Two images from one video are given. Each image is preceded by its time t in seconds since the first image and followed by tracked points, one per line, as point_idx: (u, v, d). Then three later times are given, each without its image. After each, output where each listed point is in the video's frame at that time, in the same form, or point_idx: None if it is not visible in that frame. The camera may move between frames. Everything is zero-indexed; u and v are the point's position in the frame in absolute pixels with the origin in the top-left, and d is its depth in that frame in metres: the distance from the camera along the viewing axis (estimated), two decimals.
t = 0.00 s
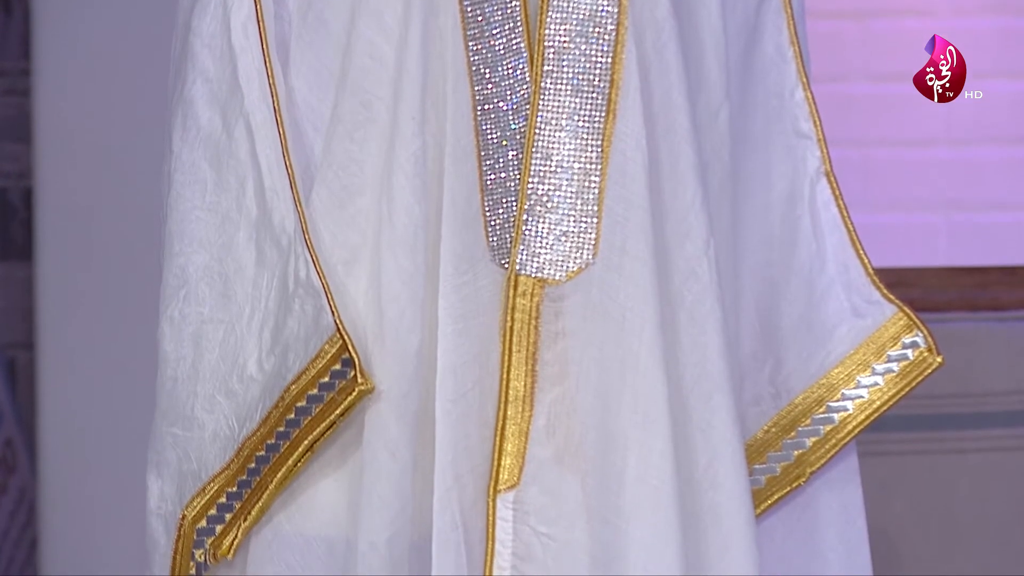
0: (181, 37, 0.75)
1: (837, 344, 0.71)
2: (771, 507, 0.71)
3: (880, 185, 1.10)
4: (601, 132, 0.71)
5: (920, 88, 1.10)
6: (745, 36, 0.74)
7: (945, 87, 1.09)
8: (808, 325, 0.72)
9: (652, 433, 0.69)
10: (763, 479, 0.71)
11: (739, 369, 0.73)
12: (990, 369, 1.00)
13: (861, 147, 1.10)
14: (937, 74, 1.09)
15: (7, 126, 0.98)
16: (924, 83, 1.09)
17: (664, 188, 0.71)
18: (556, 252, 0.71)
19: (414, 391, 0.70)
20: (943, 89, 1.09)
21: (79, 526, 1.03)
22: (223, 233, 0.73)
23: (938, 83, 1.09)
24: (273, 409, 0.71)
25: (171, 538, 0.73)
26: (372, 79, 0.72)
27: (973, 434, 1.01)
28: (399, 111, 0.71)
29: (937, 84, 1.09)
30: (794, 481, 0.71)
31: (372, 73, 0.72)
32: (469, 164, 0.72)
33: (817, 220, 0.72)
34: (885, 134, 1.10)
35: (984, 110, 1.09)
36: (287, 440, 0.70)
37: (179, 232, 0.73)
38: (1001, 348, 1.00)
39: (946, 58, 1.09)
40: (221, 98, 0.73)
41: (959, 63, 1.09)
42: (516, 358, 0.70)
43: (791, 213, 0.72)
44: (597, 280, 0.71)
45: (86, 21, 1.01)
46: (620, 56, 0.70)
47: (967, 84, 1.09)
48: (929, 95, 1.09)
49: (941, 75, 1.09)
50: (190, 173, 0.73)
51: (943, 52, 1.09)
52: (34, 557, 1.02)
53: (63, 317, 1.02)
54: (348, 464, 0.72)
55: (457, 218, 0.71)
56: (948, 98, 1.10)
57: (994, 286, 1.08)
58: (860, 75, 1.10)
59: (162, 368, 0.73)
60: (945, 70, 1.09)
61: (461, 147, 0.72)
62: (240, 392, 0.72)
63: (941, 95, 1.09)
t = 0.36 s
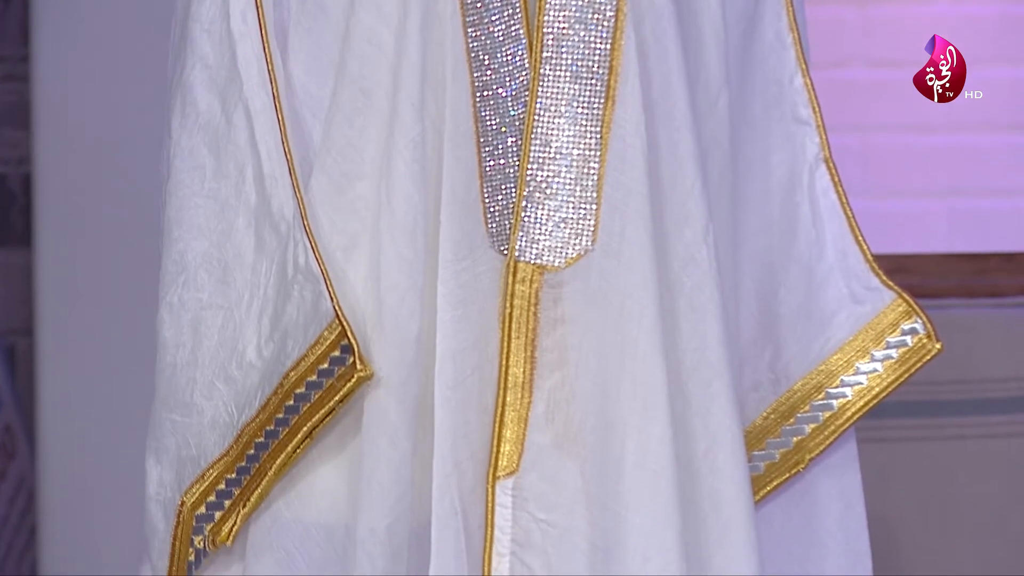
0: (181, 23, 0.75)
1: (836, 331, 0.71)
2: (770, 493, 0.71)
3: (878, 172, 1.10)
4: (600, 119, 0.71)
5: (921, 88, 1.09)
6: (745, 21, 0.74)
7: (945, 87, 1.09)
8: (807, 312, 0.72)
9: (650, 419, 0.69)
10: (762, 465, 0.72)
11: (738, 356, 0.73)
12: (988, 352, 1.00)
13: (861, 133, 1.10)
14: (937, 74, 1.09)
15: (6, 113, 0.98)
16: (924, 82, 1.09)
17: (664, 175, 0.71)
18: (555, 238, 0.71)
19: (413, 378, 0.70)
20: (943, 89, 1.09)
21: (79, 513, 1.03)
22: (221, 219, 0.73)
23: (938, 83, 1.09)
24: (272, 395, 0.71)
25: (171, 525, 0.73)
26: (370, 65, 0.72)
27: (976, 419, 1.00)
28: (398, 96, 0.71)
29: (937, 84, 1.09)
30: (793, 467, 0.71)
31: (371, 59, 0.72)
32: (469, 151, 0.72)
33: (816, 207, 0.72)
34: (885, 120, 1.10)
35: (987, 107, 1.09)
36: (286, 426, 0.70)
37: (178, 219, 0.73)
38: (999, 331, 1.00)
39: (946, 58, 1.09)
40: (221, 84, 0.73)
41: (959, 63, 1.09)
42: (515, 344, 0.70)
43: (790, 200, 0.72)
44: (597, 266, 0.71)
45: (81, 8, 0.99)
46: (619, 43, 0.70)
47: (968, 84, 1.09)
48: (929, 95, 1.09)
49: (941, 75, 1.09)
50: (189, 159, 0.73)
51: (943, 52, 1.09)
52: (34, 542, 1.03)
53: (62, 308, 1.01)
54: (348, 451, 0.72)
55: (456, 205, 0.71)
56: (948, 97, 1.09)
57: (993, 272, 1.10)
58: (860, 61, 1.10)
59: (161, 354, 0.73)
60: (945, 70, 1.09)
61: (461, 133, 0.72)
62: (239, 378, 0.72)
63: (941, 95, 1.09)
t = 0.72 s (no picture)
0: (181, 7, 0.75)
1: (836, 314, 0.71)
2: (769, 477, 0.71)
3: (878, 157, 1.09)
4: (599, 103, 0.71)
5: (920, 88, 1.10)
6: (745, 6, 0.74)
7: (945, 87, 1.09)
8: (807, 296, 0.72)
9: (650, 403, 0.69)
10: (762, 449, 0.72)
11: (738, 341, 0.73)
12: (986, 336, 1.00)
13: (862, 117, 1.10)
14: (937, 74, 1.09)
15: (6, 97, 0.99)
16: (924, 83, 1.09)
17: (663, 159, 0.71)
18: (555, 222, 0.71)
19: (413, 362, 0.70)
20: (943, 88, 1.09)
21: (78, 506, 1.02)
22: (221, 203, 0.73)
23: (938, 83, 1.09)
24: (272, 378, 0.71)
25: (171, 508, 0.73)
26: (370, 49, 0.72)
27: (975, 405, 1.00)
28: (398, 80, 0.71)
29: (937, 84, 1.09)
30: (793, 451, 0.71)
31: (371, 44, 0.72)
32: (469, 135, 0.73)
33: (816, 191, 0.72)
34: (886, 104, 1.10)
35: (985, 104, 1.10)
36: (285, 410, 0.70)
37: (178, 202, 0.73)
38: (998, 315, 1.00)
39: (946, 58, 1.09)
40: (220, 68, 0.73)
41: (959, 63, 1.09)
42: (515, 328, 0.70)
43: (790, 184, 0.72)
44: (597, 250, 0.71)
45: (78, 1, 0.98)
46: (619, 26, 0.70)
47: (967, 85, 1.09)
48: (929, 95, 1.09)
49: (941, 75, 1.09)
50: (189, 143, 0.73)
51: (943, 51, 1.09)
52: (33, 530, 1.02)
53: (64, 307, 1.00)
54: (347, 435, 0.72)
55: (456, 190, 0.72)
56: (948, 98, 1.09)
57: (993, 256, 1.07)
58: (860, 45, 1.10)
59: (161, 338, 0.73)
60: (945, 70, 1.09)
61: (461, 117, 0.73)
62: (238, 362, 0.72)
63: (941, 95, 1.09)
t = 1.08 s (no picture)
0: None
1: (835, 297, 0.71)
2: (769, 459, 0.71)
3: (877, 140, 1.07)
4: (599, 86, 0.71)
5: (920, 88, 1.07)
6: None
7: (945, 87, 1.06)
8: (806, 279, 0.72)
9: (649, 385, 0.68)
10: (761, 432, 0.72)
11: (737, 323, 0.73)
12: (989, 320, 0.99)
13: (861, 100, 1.07)
14: (937, 75, 1.06)
15: (6, 79, 0.94)
16: (924, 82, 1.07)
17: (663, 142, 0.71)
18: (555, 205, 0.71)
19: (412, 345, 0.70)
20: (943, 89, 1.06)
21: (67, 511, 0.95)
22: (221, 186, 0.73)
23: (938, 83, 1.06)
24: (272, 361, 0.71)
25: (171, 491, 0.73)
26: (370, 33, 0.72)
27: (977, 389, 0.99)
28: (398, 62, 0.71)
29: (937, 84, 1.06)
30: (792, 434, 0.71)
31: (370, 27, 0.72)
32: (469, 117, 0.73)
33: (815, 174, 0.72)
34: (885, 87, 1.07)
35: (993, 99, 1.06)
36: (285, 392, 0.70)
37: (177, 185, 0.73)
38: (998, 298, 1.00)
39: (946, 58, 1.06)
40: (220, 51, 0.73)
41: (959, 63, 1.06)
42: (514, 311, 0.70)
43: (789, 167, 0.72)
44: (597, 233, 0.71)
45: None
46: (618, 9, 0.70)
47: (968, 83, 1.06)
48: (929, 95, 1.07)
49: (941, 75, 1.06)
50: (189, 126, 0.73)
51: (943, 51, 1.06)
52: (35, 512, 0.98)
53: (65, 308, 0.94)
54: (347, 418, 0.72)
55: (456, 172, 0.72)
56: (948, 98, 1.07)
57: (993, 238, 1.04)
58: (859, 28, 1.07)
59: (161, 321, 0.73)
60: (945, 70, 1.06)
61: (461, 100, 0.73)
62: (238, 345, 0.72)
63: (941, 95, 1.06)
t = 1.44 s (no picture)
0: None
1: (835, 279, 0.71)
2: (769, 441, 0.71)
3: (876, 121, 1.07)
4: (598, 68, 0.71)
5: (920, 88, 1.07)
6: None
7: (945, 87, 1.06)
8: (806, 260, 0.72)
9: (650, 366, 0.68)
10: (761, 413, 0.72)
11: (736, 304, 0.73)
12: (988, 300, 1.00)
13: (860, 81, 1.07)
14: (937, 74, 1.06)
15: (7, 60, 0.94)
16: (924, 83, 1.06)
17: (663, 124, 0.71)
18: (555, 186, 0.71)
19: (412, 327, 0.70)
20: (943, 89, 1.06)
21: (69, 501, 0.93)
22: (221, 167, 0.73)
23: (938, 83, 1.06)
24: (272, 343, 0.71)
25: (170, 473, 0.73)
26: (370, 14, 0.72)
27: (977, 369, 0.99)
28: (398, 43, 0.71)
29: (937, 84, 1.06)
30: (791, 415, 0.71)
31: (371, 7, 0.72)
32: (469, 99, 0.73)
33: (815, 155, 0.72)
34: (884, 68, 1.07)
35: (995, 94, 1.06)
36: (285, 373, 0.70)
37: (177, 167, 0.73)
38: (998, 278, 1.00)
39: (946, 58, 1.06)
40: (220, 32, 0.73)
41: (959, 63, 1.06)
42: (515, 292, 0.71)
43: (789, 148, 0.72)
44: (597, 215, 0.71)
45: None
46: None
47: (968, 84, 1.06)
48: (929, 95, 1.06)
49: (941, 75, 1.06)
50: (188, 108, 0.73)
51: (943, 52, 1.06)
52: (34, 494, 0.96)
53: (63, 309, 0.93)
54: (347, 399, 0.72)
55: (456, 153, 0.72)
56: (948, 98, 1.06)
57: (993, 220, 1.05)
58: (858, 9, 1.06)
59: (161, 303, 0.73)
60: (945, 70, 1.06)
61: (461, 82, 0.73)
62: (238, 326, 0.72)
63: (941, 95, 1.06)
